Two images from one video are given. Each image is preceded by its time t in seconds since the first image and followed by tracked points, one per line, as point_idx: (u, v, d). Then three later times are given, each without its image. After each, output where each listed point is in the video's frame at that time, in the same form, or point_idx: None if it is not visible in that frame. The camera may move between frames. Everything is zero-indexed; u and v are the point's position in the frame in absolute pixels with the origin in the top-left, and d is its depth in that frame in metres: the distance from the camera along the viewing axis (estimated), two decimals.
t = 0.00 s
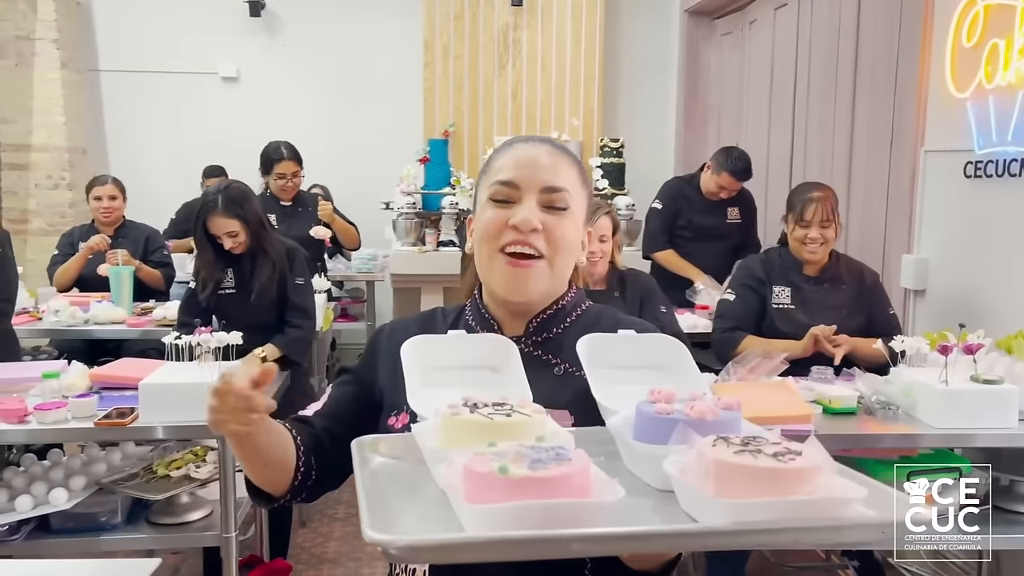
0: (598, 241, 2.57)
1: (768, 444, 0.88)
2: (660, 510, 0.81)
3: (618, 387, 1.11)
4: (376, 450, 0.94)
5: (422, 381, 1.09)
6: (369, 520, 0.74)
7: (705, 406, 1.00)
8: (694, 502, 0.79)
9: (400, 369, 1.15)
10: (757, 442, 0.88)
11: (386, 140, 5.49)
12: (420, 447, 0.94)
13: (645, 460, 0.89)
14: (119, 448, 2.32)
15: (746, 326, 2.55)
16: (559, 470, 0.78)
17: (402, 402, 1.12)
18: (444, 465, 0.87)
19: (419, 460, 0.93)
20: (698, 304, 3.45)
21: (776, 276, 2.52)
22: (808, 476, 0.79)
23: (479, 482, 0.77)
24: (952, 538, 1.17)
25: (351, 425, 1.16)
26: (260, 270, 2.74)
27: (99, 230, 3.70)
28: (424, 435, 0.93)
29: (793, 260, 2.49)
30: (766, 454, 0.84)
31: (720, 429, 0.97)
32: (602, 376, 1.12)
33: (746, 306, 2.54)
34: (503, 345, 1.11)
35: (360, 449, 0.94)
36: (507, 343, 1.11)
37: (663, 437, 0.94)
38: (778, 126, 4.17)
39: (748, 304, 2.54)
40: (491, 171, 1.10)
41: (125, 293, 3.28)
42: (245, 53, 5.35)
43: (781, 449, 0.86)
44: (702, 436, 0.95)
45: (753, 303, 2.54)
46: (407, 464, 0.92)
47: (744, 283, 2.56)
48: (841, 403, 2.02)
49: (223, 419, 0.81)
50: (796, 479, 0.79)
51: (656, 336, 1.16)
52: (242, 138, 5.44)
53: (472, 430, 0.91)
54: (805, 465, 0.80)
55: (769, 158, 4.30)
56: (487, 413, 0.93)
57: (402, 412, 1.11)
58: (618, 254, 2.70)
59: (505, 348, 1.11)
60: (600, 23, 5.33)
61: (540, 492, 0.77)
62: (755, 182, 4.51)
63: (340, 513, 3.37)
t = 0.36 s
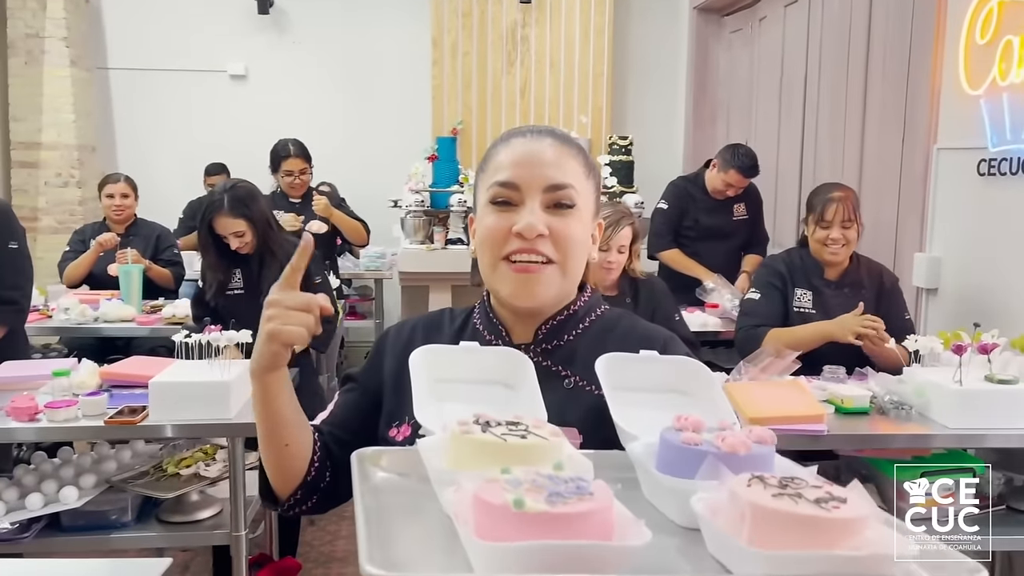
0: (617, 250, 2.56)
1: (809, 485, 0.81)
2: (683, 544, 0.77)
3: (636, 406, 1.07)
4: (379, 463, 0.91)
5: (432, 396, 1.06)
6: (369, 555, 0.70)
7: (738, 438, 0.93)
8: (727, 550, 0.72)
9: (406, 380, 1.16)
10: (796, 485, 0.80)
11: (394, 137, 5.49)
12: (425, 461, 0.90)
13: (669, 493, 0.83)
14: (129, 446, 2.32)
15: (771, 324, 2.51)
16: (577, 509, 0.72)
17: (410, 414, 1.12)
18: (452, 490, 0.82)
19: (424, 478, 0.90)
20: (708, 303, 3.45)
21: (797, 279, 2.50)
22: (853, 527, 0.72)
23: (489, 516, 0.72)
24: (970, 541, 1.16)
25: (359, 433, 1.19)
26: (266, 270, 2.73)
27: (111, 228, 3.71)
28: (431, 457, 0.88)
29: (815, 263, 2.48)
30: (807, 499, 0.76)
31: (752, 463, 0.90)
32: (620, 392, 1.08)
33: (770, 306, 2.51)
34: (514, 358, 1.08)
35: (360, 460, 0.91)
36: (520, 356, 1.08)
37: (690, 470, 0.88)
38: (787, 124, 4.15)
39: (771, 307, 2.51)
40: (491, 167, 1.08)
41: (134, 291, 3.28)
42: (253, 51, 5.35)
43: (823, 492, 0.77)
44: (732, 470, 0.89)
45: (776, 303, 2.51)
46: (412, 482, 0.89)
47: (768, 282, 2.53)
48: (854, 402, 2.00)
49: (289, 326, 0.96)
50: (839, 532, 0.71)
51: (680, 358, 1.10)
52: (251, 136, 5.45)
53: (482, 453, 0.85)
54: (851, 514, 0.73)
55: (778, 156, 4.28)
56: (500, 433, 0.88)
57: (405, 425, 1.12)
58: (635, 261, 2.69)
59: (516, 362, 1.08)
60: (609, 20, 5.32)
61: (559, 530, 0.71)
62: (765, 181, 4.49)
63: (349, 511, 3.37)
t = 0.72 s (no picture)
0: (624, 227, 2.53)
1: (824, 500, 0.81)
2: (696, 553, 0.77)
3: (644, 410, 1.07)
4: (384, 470, 0.91)
5: (440, 402, 1.05)
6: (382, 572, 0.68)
7: (750, 446, 0.91)
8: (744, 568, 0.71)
9: (412, 387, 1.15)
10: (812, 502, 0.80)
11: (399, 134, 5.49)
12: (433, 468, 0.90)
13: (678, 509, 0.82)
14: (134, 441, 2.33)
15: (778, 318, 2.48)
16: (594, 534, 0.70)
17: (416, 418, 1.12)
18: (461, 505, 0.80)
19: (429, 484, 0.90)
20: (711, 300, 3.46)
21: (810, 281, 2.49)
22: (875, 549, 0.72)
23: (504, 539, 0.70)
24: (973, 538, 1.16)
25: (361, 446, 1.16)
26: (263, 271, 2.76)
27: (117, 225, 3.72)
28: (441, 469, 0.86)
29: (829, 264, 2.46)
30: (824, 518, 0.75)
31: (765, 477, 0.89)
32: (629, 397, 1.08)
33: (778, 301, 2.49)
34: (521, 360, 1.08)
35: (367, 469, 0.91)
36: (528, 361, 1.07)
37: (701, 483, 0.88)
38: (793, 122, 4.14)
39: (782, 310, 2.49)
40: (488, 158, 1.08)
41: (139, 288, 3.29)
42: (258, 47, 5.36)
43: (841, 511, 0.77)
44: (744, 483, 0.88)
45: (786, 300, 2.49)
46: (420, 490, 0.88)
47: (778, 277, 2.52)
48: (858, 400, 2.00)
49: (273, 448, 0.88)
50: (859, 554, 0.71)
51: (688, 359, 1.10)
52: (256, 132, 5.45)
53: (490, 465, 0.85)
54: (871, 535, 0.72)
55: (784, 153, 4.27)
56: (509, 446, 0.87)
57: (408, 427, 1.12)
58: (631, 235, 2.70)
59: (522, 365, 1.08)
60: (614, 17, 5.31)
61: (575, 557, 0.70)
62: (770, 178, 4.48)
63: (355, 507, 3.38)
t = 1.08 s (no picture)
0: (642, 211, 2.56)
1: (831, 445, 0.84)
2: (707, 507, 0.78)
3: (647, 385, 1.09)
4: (397, 446, 0.91)
5: (444, 377, 1.07)
6: (420, 524, 0.68)
7: (753, 404, 0.94)
8: (756, 509, 0.73)
9: (417, 369, 1.15)
10: (818, 445, 0.83)
11: (402, 131, 5.50)
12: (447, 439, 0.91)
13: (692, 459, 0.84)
14: (138, 436, 2.34)
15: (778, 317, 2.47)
16: (620, 476, 0.72)
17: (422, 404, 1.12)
18: (485, 462, 0.81)
19: (444, 455, 0.91)
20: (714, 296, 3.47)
21: (813, 281, 2.50)
22: (879, 481, 0.75)
23: (534, 485, 0.71)
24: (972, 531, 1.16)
25: (363, 429, 1.17)
26: (267, 261, 2.78)
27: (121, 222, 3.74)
28: (458, 432, 0.87)
29: (831, 265, 2.47)
30: (831, 457, 0.79)
31: (767, 429, 0.92)
32: (628, 371, 1.10)
33: (779, 300, 2.48)
34: (522, 337, 1.10)
35: (382, 446, 0.91)
36: (528, 337, 1.09)
37: (710, 438, 0.89)
38: (796, 119, 4.14)
39: (784, 312, 2.48)
40: (467, 158, 1.11)
41: (143, 284, 3.31)
42: (262, 45, 5.37)
43: (846, 451, 0.81)
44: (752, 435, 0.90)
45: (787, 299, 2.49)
46: (434, 460, 0.89)
47: (780, 275, 2.53)
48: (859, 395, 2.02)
49: (241, 323, 0.88)
50: (867, 485, 0.75)
51: (688, 335, 1.15)
52: (259, 129, 5.47)
53: (511, 429, 0.86)
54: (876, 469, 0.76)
55: (787, 150, 4.27)
56: (526, 408, 0.89)
57: (408, 414, 1.13)
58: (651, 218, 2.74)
59: (524, 342, 1.10)
60: (616, 15, 5.31)
61: (602, 496, 0.71)
62: (772, 176, 4.48)
63: (357, 503, 3.39)
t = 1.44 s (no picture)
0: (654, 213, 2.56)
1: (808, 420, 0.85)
2: (694, 482, 0.78)
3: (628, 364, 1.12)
4: (392, 428, 0.91)
5: (436, 354, 1.09)
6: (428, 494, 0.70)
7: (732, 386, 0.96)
8: (739, 476, 0.75)
9: (410, 357, 1.14)
10: (796, 420, 0.84)
11: (404, 128, 5.51)
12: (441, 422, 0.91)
13: (676, 437, 0.85)
14: (140, 431, 2.35)
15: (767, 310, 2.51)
16: (614, 446, 0.74)
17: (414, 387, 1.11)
18: (483, 440, 0.81)
19: (438, 437, 0.91)
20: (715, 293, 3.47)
21: (809, 274, 2.51)
22: (851, 451, 0.77)
23: (534, 457, 0.73)
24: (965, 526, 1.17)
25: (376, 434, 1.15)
26: (277, 256, 2.78)
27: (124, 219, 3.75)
28: (450, 411, 0.87)
29: (829, 258, 2.48)
30: (807, 429, 0.80)
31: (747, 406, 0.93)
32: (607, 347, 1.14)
33: (771, 295, 2.52)
34: (511, 316, 1.11)
35: (376, 428, 0.91)
36: (515, 315, 1.11)
37: (693, 414, 0.91)
38: (797, 116, 4.14)
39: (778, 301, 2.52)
40: (481, 156, 1.10)
41: (146, 280, 3.33)
42: (265, 42, 5.38)
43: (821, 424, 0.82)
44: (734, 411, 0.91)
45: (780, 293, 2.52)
46: (427, 442, 0.89)
47: (774, 271, 2.55)
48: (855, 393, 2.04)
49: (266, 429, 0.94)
50: (839, 454, 0.76)
51: (663, 318, 1.20)
52: (262, 127, 5.48)
53: (501, 409, 0.87)
54: (848, 440, 0.77)
55: (788, 147, 4.27)
56: (519, 389, 0.91)
57: (401, 403, 1.11)
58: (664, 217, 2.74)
59: (512, 320, 1.11)
60: (618, 13, 5.31)
61: (596, 467, 0.73)
62: (774, 173, 4.48)
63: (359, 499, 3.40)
